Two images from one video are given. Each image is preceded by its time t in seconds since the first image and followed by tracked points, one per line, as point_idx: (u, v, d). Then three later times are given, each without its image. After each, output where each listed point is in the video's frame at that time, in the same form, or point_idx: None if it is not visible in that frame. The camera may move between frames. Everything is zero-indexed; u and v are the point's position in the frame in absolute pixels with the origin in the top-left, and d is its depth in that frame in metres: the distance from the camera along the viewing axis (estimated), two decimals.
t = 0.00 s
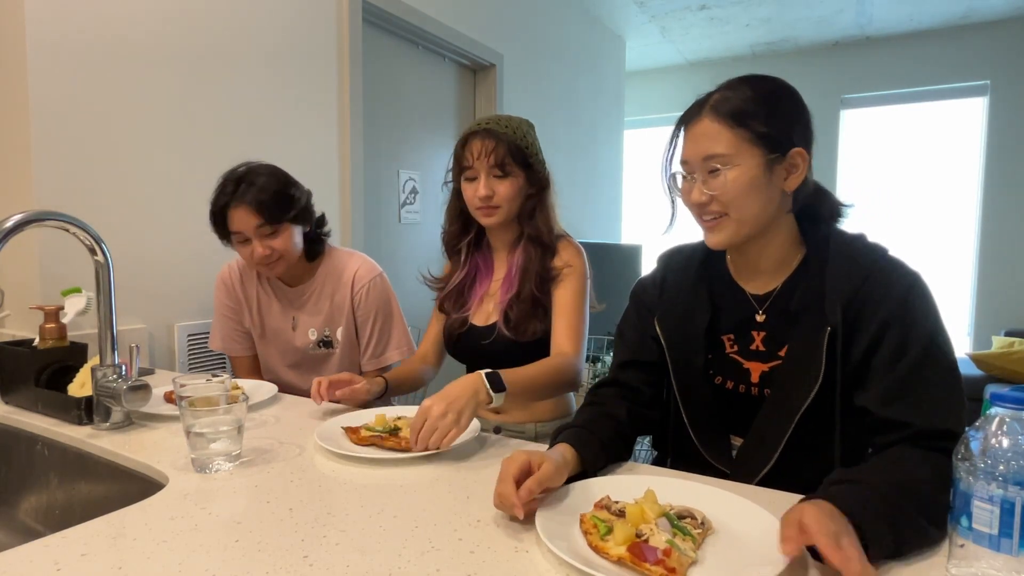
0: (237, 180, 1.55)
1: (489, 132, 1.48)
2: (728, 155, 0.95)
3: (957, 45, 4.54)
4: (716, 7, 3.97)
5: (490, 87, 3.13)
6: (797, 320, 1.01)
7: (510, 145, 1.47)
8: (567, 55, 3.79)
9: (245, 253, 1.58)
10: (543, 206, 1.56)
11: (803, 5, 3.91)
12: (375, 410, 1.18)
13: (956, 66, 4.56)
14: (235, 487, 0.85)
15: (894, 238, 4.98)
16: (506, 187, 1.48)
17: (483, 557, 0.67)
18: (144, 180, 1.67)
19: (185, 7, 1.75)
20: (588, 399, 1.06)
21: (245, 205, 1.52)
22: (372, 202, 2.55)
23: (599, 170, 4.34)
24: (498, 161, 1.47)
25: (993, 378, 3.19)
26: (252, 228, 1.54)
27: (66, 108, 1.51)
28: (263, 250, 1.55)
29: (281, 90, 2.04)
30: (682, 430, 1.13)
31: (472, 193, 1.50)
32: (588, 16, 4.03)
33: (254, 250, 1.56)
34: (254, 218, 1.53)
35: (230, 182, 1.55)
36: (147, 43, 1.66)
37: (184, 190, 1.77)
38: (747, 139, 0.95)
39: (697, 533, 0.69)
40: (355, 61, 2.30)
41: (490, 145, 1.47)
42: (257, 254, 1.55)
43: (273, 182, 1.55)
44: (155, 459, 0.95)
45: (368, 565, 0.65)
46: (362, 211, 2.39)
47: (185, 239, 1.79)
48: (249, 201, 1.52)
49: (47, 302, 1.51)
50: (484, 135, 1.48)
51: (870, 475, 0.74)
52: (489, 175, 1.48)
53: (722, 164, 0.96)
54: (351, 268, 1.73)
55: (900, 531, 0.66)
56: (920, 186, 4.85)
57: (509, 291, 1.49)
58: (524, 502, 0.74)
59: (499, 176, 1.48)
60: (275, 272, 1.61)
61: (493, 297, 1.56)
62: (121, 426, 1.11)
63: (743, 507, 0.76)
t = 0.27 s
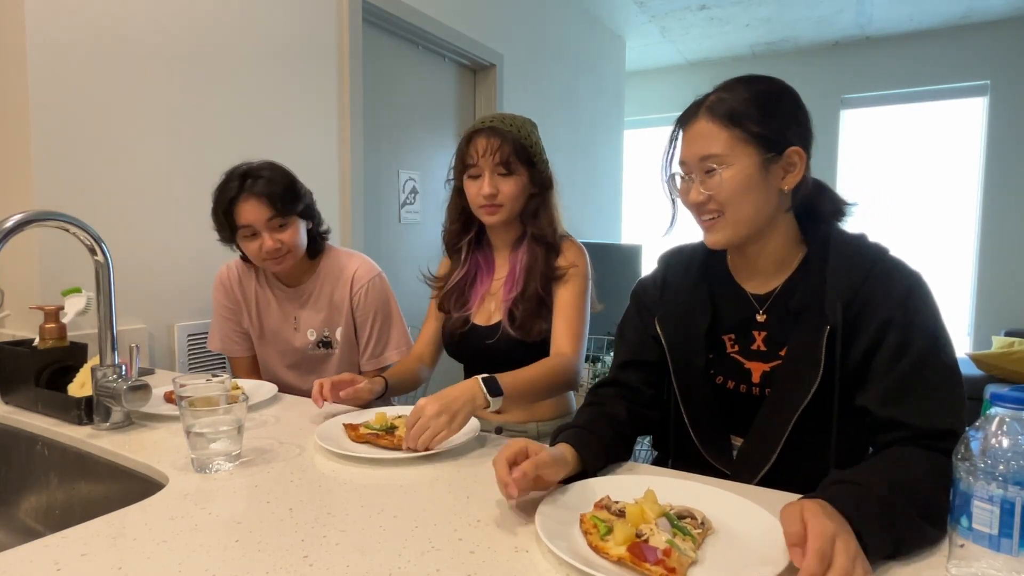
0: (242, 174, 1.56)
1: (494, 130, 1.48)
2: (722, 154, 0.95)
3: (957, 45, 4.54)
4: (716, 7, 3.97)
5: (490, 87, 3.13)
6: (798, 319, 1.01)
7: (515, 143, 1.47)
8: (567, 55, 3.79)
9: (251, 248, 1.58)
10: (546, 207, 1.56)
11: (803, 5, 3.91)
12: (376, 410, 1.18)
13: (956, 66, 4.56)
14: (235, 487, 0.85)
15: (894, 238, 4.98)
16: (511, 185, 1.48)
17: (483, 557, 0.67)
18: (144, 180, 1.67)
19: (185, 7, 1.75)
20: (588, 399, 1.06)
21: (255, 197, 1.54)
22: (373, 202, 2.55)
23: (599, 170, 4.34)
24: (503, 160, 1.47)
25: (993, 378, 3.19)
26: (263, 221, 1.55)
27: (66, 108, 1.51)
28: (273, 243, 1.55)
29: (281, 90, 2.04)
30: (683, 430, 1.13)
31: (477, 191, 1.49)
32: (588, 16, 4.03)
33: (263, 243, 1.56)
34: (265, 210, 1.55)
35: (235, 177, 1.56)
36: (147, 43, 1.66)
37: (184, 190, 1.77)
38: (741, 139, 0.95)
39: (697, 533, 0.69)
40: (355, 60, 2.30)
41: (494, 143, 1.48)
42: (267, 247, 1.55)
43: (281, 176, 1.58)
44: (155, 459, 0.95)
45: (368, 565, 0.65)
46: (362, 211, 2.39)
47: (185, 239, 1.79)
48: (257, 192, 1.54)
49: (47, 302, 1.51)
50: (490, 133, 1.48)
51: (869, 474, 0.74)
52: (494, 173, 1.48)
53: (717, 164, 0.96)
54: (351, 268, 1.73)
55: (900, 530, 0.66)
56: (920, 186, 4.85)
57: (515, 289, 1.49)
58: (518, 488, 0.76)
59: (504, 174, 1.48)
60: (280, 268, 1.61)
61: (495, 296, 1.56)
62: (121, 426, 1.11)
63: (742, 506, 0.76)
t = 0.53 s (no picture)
0: (244, 173, 1.56)
1: (503, 125, 1.50)
2: (734, 150, 0.95)
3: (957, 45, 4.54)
4: (716, 7, 3.97)
5: (490, 87, 3.13)
6: (798, 319, 1.01)
7: (524, 138, 1.51)
8: (566, 55, 3.79)
9: (252, 247, 1.58)
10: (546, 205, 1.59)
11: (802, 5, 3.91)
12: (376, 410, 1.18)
13: (956, 66, 4.56)
14: (236, 486, 0.85)
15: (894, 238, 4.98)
16: (520, 178, 1.49)
17: (483, 558, 0.67)
18: (144, 180, 1.67)
19: (185, 7, 1.75)
20: (588, 399, 1.06)
21: (256, 197, 1.54)
22: (373, 202, 2.55)
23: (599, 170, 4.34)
24: (516, 152, 1.49)
25: (993, 379, 3.19)
26: (264, 221, 1.55)
27: (66, 108, 1.50)
28: (273, 243, 1.55)
29: (281, 90, 2.04)
30: (683, 429, 1.13)
31: (487, 184, 1.48)
32: (588, 16, 4.03)
33: (264, 243, 1.56)
34: (267, 210, 1.55)
35: (238, 176, 1.56)
36: (146, 43, 1.66)
37: (184, 190, 1.77)
38: (751, 132, 0.95)
39: (697, 533, 0.69)
40: (355, 60, 2.30)
41: (507, 136, 1.49)
42: (268, 247, 1.55)
43: (284, 176, 1.58)
44: (155, 459, 0.95)
45: (368, 565, 0.65)
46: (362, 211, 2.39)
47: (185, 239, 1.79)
48: (259, 192, 1.54)
49: (47, 302, 1.51)
50: (500, 127, 1.50)
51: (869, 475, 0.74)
52: (505, 166, 1.49)
53: (732, 159, 0.95)
54: (351, 268, 1.73)
55: (901, 530, 0.66)
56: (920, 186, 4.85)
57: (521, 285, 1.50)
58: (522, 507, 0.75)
59: (514, 167, 1.49)
60: (280, 268, 1.61)
61: (496, 295, 1.56)
62: (121, 426, 1.11)
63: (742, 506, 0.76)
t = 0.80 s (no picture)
0: (246, 173, 1.56)
1: (510, 129, 1.50)
2: (744, 149, 0.94)
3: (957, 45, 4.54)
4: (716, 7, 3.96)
5: (490, 87, 3.13)
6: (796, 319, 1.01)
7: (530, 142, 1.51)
8: (567, 55, 3.79)
9: (252, 247, 1.58)
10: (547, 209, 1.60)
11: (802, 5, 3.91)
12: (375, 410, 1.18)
13: (956, 66, 4.56)
14: (236, 487, 0.85)
15: (894, 238, 4.98)
16: (524, 182, 1.50)
17: (482, 558, 0.67)
18: (144, 180, 1.67)
19: (185, 7, 1.75)
20: (587, 399, 1.06)
21: (257, 197, 1.54)
22: (372, 203, 2.55)
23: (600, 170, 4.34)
24: (523, 157, 1.49)
25: (993, 378, 3.19)
26: (264, 221, 1.55)
27: (66, 108, 1.50)
28: (273, 243, 1.55)
29: (281, 90, 2.04)
30: (681, 429, 1.13)
31: (493, 188, 1.48)
32: (589, 16, 4.03)
33: (264, 243, 1.56)
34: (268, 210, 1.55)
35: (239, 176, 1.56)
36: (146, 43, 1.66)
37: (184, 190, 1.77)
38: (760, 132, 0.95)
39: (697, 532, 0.69)
40: (355, 60, 2.30)
41: (515, 141, 1.49)
42: (268, 247, 1.55)
43: (285, 176, 1.58)
44: (155, 459, 0.95)
45: (368, 565, 0.65)
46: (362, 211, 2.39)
47: (185, 239, 1.79)
48: (260, 193, 1.54)
49: (47, 302, 1.51)
50: (507, 132, 1.50)
51: (869, 475, 0.74)
52: (510, 170, 1.49)
53: (741, 159, 0.94)
54: (351, 267, 1.73)
55: (901, 531, 0.66)
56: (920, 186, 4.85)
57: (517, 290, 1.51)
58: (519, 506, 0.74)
59: (520, 172, 1.49)
60: (280, 268, 1.61)
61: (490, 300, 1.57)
62: (121, 426, 1.10)
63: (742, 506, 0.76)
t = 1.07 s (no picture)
0: (247, 172, 1.56)
1: (501, 130, 1.48)
2: (748, 154, 0.94)
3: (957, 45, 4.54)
4: (716, 7, 3.96)
5: (490, 87, 3.13)
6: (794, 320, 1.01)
7: (522, 142, 1.48)
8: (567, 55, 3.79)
9: (252, 245, 1.57)
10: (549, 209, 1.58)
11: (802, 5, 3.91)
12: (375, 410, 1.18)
13: (956, 66, 4.56)
14: (236, 487, 0.85)
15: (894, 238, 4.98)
16: (514, 185, 1.48)
17: (482, 558, 0.67)
18: (144, 179, 1.67)
19: (184, 6, 1.75)
20: (587, 399, 1.06)
21: (258, 195, 1.54)
22: (373, 202, 2.55)
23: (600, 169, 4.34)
24: (510, 159, 1.47)
25: (993, 379, 3.18)
26: (265, 219, 1.54)
27: (66, 108, 1.51)
28: (274, 241, 1.55)
29: (281, 90, 2.04)
30: (680, 429, 1.13)
31: (480, 191, 1.49)
32: (589, 16, 4.03)
33: (265, 241, 1.56)
34: (268, 209, 1.55)
35: (240, 175, 1.56)
36: (146, 43, 1.66)
37: (183, 189, 1.77)
38: (764, 136, 0.95)
39: (698, 530, 0.69)
40: (355, 61, 2.30)
41: (503, 143, 1.48)
42: (268, 245, 1.54)
43: (286, 175, 1.58)
44: (155, 459, 0.95)
45: (368, 565, 0.65)
46: (362, 212, 2.39)
47: (185, 239, 1.79)
48: (261, 191, 1.54)
49: (47, 302, 1.51)
50: (496, 132, 1.48)
51: (869, 476, 0.74)
52: (499, 173, 1.48)
53: (744, 162, 0.94)
54: (351, 266, 1.73)
55: (900, 530, 0.66)
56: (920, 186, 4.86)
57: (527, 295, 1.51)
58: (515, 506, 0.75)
59: (509, 174, 1.48)
60: (280, 268, 1.61)
61: (494, 301, 1.57)
62: (121, 426, 1.10)
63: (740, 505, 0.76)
